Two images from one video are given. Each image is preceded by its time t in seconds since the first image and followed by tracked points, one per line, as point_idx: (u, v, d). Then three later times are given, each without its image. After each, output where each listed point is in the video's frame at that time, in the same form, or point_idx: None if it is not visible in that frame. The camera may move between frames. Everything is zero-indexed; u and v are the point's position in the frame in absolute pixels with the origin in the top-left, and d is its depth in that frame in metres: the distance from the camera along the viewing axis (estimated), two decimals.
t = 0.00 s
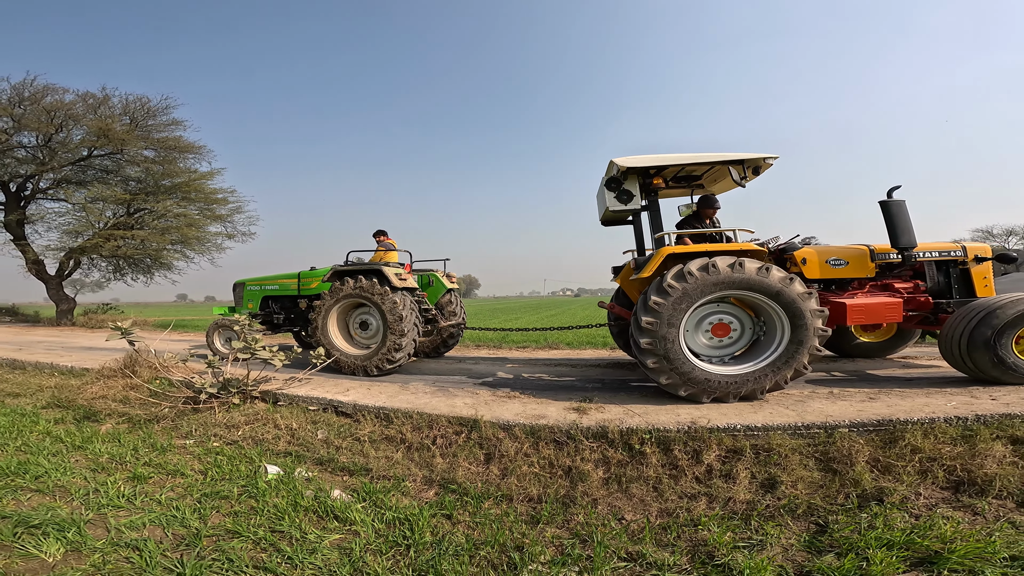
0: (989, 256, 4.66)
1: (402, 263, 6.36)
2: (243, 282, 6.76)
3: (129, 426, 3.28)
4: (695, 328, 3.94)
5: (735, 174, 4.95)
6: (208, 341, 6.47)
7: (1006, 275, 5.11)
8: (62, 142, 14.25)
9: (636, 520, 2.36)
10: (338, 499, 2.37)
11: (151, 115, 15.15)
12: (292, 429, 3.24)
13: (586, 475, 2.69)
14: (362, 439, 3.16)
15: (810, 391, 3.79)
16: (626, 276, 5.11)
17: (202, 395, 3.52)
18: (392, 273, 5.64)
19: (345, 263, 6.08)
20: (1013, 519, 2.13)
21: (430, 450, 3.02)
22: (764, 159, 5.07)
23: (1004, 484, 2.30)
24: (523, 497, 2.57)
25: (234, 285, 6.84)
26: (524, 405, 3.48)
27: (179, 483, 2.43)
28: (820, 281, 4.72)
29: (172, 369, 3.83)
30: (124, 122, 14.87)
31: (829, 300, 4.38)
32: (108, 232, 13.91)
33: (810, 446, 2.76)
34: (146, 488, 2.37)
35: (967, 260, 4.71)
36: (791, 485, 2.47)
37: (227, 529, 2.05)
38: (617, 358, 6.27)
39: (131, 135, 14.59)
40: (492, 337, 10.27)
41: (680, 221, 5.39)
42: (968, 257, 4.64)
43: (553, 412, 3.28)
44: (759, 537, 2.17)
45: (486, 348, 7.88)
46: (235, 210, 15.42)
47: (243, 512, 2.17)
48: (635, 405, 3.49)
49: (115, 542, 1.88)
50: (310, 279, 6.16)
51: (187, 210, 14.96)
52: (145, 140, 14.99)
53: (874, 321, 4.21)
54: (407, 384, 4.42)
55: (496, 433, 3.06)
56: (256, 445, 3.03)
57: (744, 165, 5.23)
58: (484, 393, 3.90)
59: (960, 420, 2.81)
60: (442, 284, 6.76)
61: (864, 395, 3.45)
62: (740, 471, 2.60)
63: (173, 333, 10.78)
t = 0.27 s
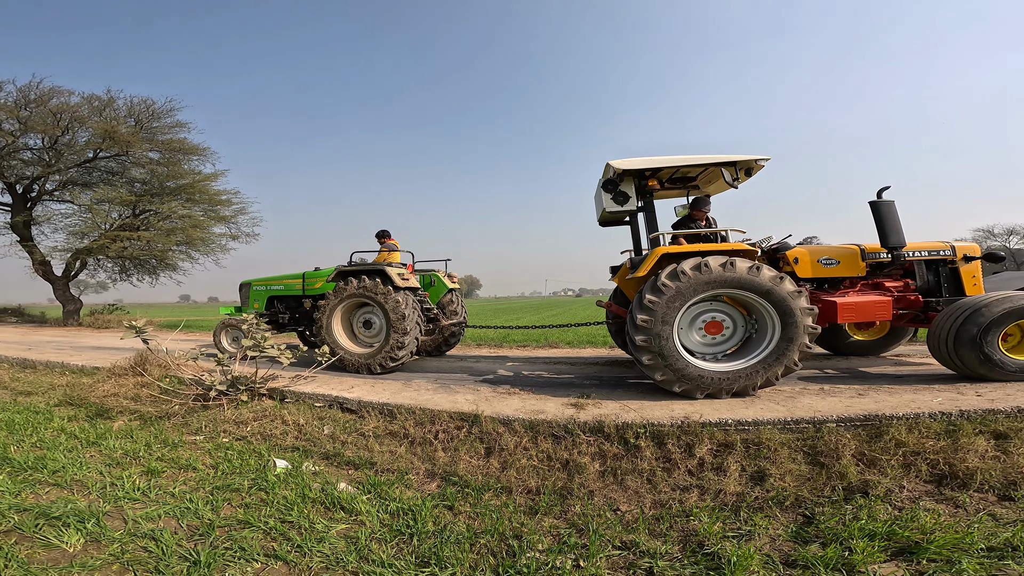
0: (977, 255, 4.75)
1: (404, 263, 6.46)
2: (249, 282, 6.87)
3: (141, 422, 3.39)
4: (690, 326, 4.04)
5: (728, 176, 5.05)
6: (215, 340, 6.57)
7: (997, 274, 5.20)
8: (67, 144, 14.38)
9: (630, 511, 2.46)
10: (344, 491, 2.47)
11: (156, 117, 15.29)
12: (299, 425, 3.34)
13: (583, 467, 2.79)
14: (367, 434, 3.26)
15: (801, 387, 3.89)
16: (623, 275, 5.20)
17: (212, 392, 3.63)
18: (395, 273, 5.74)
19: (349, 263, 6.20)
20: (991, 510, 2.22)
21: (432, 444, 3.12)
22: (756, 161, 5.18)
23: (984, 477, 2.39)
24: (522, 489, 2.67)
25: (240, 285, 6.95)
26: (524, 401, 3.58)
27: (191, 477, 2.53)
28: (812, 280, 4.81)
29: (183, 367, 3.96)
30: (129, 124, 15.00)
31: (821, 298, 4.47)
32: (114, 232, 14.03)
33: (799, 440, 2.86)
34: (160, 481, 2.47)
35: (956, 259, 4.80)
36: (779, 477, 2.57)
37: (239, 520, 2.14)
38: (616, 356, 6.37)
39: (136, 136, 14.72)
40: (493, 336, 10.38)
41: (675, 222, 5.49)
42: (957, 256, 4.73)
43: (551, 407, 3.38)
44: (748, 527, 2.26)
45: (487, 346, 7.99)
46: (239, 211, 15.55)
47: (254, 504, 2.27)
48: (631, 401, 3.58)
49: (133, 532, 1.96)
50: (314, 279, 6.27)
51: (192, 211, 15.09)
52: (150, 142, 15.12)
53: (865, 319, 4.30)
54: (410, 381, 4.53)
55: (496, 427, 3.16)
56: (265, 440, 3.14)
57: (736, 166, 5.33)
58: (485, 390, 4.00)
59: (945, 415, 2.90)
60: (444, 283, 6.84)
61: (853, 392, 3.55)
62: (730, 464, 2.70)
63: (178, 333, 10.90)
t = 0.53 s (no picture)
0: (975, 257, 4.81)
1: (410, 265, 6.53)
2: (256, 283, 6.94)
3: (156, 423, 3.48)
4: (692, 327, 4.10)
5: (730, 180, 5.12)
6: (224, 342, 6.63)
7: (996, 276, 5.26)
8: (72, 145, 14.46)
9: (636, 508, 2.53)
10: (358, 491, 2.54)
11: (160, 119, 15.36)
12: (311, 426, 3.42)
13: (589, 465, 2.86)
14: (377, 434, 3.33)
15: (802, 387, 3.95)
16: (626, 277, 5.27)
17: (224, 393, 3.72)
18: (402, 275, 5.81)
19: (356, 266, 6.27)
20: (988, 506, 2.29)
21: (441, 444, 3.19)
22: (758, 165, 5.24)
23: (981, 474, 2.46)
24: (530, 487, 2.74)
25: (247, 286, 7.02)
26: (530, 401, 3.65)
27: (209, 478, 2.61)
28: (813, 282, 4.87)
29: (196, 368, 4.06)
30: (134, 126, 15.07)
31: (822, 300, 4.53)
32: (119, 234, 14.11)
33: (800, 438, 2.93)
34: (180, 481, 2.54)
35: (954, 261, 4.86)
36: (782, 474, 2.64)
37: (259, 518, 2.22)
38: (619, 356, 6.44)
39: (141, 138, 14.79)
40: (496, 336, 10.46)
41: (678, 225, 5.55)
42: (955, 258, 4.79)
43: (557, 407, 3.45)
44: (752, 522, 2.32)
45: (490, 347, 8.06)
46: (243, 212, 15.61)
47: (272, 503, 2.35)
48: (635, 400, 3.65)
49: (159, 532, 2.02)
50: (321, 282, 6.34)
51: (196, 212, 15.17)
52: (154, 144, 15.20)
53: (865, 320, 4.37)
54: (416, 382, 4.60)
55: (504, 427, 3.22)
56: (278, 440, 3.22)
57: (738, 171, 5.40)
58: (491, 390, 4.07)
59: (943, 414, 2.96)
60: (449, 285, 6.92)
61: (853, 391, 3.61)
62: (734, 462, 2.77)
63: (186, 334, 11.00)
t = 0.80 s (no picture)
0: (981, 258, 4.84)
1: (415, 266, 6.54)
2: (262, 284, 6.95)
3: (168, 425, 3.50)
4: (702, 327, 4.12)
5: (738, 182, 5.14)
6: (230, 343, 6.62)
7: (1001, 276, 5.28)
8: (75, 146, 14.45)
9: (651, 505, 2.55)
10: (374, 492, 2.57)
11: (163, 119, 15.36)
12: (323, 427, 3.44)
13: (602, 464, 2.88)
14: (389, 435, 3.35)
15: (810, 386, 3.98)
16: (634, 277, 5.29)
17: (236, 394, 3.74)
18: (408, 276, 5.83)
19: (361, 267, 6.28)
20: (1001, 502, 2.31)
21: (453, 444, 3.21)
22: (766, 167, 5.25)
23: (992, 471, 2.48)
24: (544, 486, 2.76)
25: (253, 287, 7.03)
26: (540, 401, 3.67)
27: (225, 479, 2.67)
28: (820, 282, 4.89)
29: (207, 369, 4.08)
30: (137, 127, 15.07)
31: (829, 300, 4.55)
32: (123, 235, 14.11)
33: (812, 436, 2.95)
34: (197, 483, 2.59)
35: (960, 262, 4.88)
36: (795, 471, 2.66)
37: (279, 520, 2.26)
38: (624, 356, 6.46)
39: (144, 139, 14.79)
40: (499, 337, 10.47)
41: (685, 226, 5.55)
42: (961, 259, 4.81)
43: (568, 407, 3.47)
44: (767, 518, 2.34)
45: (494, 347, 8.07)
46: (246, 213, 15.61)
47: (291, 505, 2.40)
48: (645, 400, 3.67)
49: (181, 535, 2.05)
50: (326, 283, 6.35)
51: (199, 213, 15.17)
52: (157, 144, 15.20)
53: (873, 320, 4.40)
54: (425, 383, 4.62)
55: (515, 427, 3.24)
56: (291, 441, 3.24)
57: (747, 173, 5.40)
58: (500, 390, 4.09)
59: (953, 412, 2.99)
60: (453, 287, 6.97)
61: (862, 390, 3.63)
62: (747, 460, 2.79)
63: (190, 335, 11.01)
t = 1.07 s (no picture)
0: (980, 258, 4.87)
1: (415, 266, 6.55)
2: (263, 285, 6.95)
3: (174, 426, 3.50)
4: (703, 327, 4.14)
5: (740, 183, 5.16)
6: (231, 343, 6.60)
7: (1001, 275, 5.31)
8: (76, 146, 14.43)
9: (661, 503, 2.56)
10: (384, 492, 2.58)
11: (164, 119, 15.34)
12: (331, 427, 3.45)
13: (610, 463, 2.89)
14: (397, 435, 3.36)
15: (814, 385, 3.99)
16: (633, 278, 5.30)
17: (242, 394, 3.74)
18: (407, 276, 5.84)
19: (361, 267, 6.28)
20: (1011, 498, 2.32)
21: (461, 444, 3.22)
22: (768, 167, 5.27)
23: (1001, 468, 2.49)
24: (553, 485, 2.77)
25: (252, 288, 7.03)
26: (546, 400, 3.68)
27: (234, 480, 2.67)
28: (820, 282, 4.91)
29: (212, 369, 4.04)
30: (138, 127, 15.04)
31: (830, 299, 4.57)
32: (124, 235, 14.08)
33: (821, 434, 2.96)
34: (207, 484, 2.59)
35: (959, 262, 4.91)
36: (805, 469, 2.67)
37: (291, 521, 2.27)
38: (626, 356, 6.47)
39: (145, 139, 14.77)
40: (501, 337, 10.48)
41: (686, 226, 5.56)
42: (961, 258, 4.84)
43: (574, 406, 3.48)
44: (778, 515, 2.36)
45: (497, 347, 8.09)
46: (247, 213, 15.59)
47: (302, 506, 2.41)
48: (651, 399, 3.68)
49: (193, 537, 2.05)
50: (326, 283, 6.34)
51: (200, 213, 15.15)
52: (158, 145, 15.18)
53: (874, 319, 4.42)
54: (430, 382, 4.62)
55: (522, 427, 3.25)
56: (299, 442, 3.24)
57: (747, 173, 5.43)
58: (505, 390, 4.10)
59: (960, 410, 3.00)
60: (452, 287, 6.97)
61: (868, 389, 3.65)
62: (756, 457, 2.80)
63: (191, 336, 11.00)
